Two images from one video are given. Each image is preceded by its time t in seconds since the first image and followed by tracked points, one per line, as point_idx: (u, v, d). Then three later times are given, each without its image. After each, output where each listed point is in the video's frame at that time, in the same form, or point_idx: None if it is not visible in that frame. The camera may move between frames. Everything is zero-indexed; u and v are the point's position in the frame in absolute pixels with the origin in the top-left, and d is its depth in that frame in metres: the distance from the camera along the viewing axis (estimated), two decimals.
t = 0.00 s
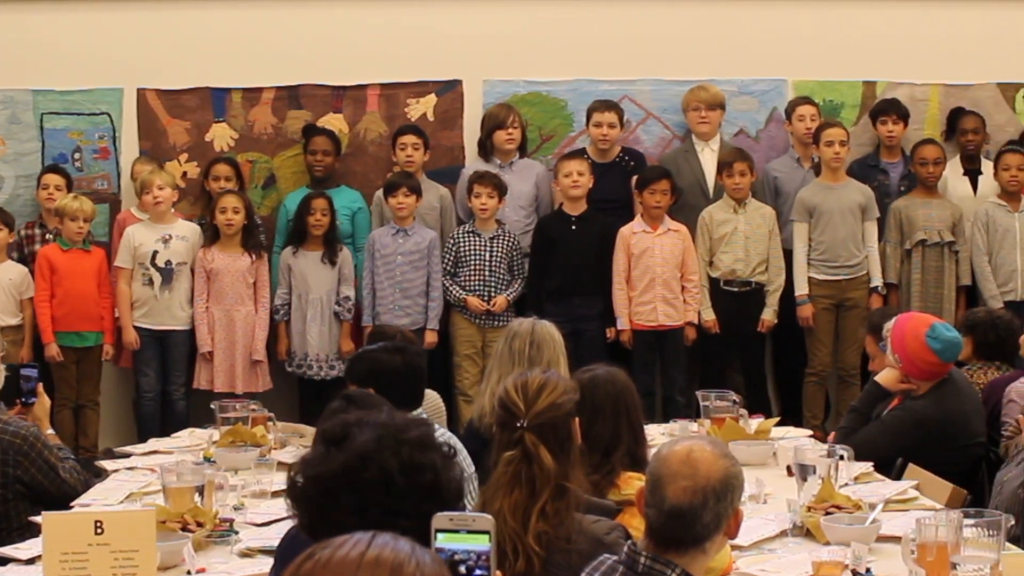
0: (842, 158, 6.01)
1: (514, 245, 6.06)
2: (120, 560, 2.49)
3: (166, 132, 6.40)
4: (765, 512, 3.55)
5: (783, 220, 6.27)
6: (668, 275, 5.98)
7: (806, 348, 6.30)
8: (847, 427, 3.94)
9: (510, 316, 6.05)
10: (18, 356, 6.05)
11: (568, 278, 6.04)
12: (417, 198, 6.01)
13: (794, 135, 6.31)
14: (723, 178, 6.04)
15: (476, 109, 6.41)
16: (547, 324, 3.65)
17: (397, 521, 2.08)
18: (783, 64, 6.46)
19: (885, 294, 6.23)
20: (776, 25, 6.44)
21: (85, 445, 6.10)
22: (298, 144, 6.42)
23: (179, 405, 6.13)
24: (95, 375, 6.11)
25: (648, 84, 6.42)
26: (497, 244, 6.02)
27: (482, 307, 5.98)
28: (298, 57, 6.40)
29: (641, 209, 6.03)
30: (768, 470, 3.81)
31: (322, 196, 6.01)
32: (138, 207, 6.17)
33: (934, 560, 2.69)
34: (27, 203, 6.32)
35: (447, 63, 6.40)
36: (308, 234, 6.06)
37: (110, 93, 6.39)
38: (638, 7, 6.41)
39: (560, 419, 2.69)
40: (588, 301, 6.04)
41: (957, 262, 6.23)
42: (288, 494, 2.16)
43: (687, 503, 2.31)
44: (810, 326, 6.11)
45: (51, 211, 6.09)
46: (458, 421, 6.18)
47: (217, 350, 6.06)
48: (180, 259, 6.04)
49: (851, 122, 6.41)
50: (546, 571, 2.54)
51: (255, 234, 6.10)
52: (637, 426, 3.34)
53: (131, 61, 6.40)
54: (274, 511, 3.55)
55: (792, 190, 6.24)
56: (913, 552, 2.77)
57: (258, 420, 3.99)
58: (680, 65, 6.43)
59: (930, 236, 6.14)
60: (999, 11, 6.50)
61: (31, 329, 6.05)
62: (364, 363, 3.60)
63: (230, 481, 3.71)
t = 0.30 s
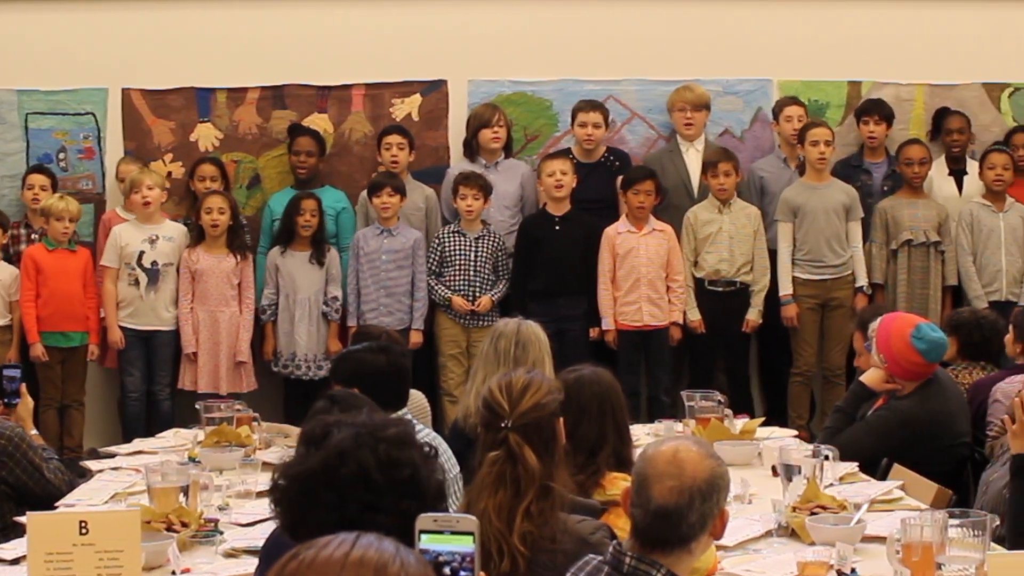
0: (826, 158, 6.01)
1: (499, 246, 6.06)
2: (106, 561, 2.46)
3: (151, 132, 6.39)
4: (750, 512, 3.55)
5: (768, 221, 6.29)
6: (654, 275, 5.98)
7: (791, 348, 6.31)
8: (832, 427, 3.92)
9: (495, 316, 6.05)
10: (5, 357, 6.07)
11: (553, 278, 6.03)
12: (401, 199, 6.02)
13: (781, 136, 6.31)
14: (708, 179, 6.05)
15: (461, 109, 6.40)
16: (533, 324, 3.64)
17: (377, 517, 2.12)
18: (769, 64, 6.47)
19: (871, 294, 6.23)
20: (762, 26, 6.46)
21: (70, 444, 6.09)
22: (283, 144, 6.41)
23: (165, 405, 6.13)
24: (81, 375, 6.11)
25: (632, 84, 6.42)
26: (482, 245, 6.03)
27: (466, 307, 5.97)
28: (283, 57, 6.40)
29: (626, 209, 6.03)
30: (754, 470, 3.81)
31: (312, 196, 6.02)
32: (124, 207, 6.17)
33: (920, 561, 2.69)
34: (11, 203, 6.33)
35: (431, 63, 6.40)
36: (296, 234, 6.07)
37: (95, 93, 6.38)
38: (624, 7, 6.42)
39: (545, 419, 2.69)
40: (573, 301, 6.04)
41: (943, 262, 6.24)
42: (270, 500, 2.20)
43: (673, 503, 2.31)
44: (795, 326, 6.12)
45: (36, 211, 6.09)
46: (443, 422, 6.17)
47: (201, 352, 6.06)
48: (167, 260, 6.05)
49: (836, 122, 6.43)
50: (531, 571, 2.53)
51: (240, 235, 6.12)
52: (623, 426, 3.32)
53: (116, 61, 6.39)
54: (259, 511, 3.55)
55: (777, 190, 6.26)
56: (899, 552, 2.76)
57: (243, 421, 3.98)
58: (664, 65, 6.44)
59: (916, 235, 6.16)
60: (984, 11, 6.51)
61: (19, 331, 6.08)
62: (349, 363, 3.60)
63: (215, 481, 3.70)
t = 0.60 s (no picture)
0: (811, 158, 5.99)
1: (483, 245, 6.06)
2: (90, 561, 2.44)
3: (136, 131, 6.37)
4: (736, 512, 3.56)
5: (752, 221, 6.30)
6: (638, 275, 5.99)
7: (776, 348, 6.32)
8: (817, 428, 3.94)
9: (480, 318, 6.05)
10: None
11: (536, 279, 6.04)
12: (385, 199, 6.02)
13: (769, 135, 6.33)
14: (693, 180, 6.07)
15: (446, 109, 6.40)
16: (518, 324, 3.64)
17: (365, 516, 2.13)
18: (754, 64, 6.48)
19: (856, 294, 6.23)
20: (746, 27, 6.47)
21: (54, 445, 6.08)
22: (267, 144, 6.41)
23: (150, 406, 6.13)
24: (65, 375, 6.10)
25: (617, 84, 6.43)
26: (466, 244, 6.02)
27: (451, 310, 5.97)
28: (268, 57, 6.40)
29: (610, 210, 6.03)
30: (738, 470, 3.82)
31: (296, 196, 6.00)
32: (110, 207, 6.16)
33: (904, 561, 2.69)
34: None
35: (414, 63, 6.40)
36: (281, 234, 6.05)
37: (80, 93, 6.37)
38: (609, 7, 6.42)
39: (528, 419, 2.69)
40: (555, 302, 6.06)
41: (929, 262, 6.25)
42: (258, 498, 2.21)
43: (657, 503, 2.30)
44: (781, 327, 6.13)
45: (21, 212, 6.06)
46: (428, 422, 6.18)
47: (187, 351, 6.06)
48: (151, 261, 6.05)
49: (822, 122, 6.43)
50: (516, 570, 2.53)
51: (225, 235, 6.11)
52: (608, 426, 3.31)
53: (101, 61, 6.38)
54: (244, 511, 3.54)
55: (763, 190, 6.27)
56: (884, 552, 2.76)
57: (227, 421, 3.97)
58: (649, 65, 6.45)
59: (901, 236, 6.16)
60: (968, 11, 6.53)
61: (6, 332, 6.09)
62: (335, 364, 3.58)
63: (200, 481, 3.70)
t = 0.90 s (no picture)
0: (794, 158, 6.02)
1: (468, 245, 6.07)
2: (76, 561, 2.44)
3: (120, 131, 6.37)
4: (720, 512, 3.54)
5: (737, 220, 6.31)
6: (622, 275, 6.00)
7: (760, 349, 6.34)
8: (802, 428, 3.94)
9: (465, 318, 6.07)
10: None
11: (520, 279, 6.05)
12: (370, 198, 6.02)
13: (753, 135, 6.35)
14: (679, 180, 6.08)
15: (431, 109, 6.41)
16: (503, 324, 3.63)
17: (348, 516, 2.14)
18: (739, 64, 6.49)
19: (840, 293, 6.26)
20: (732, 27, 6.47)
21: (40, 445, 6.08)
22: (252, 144, 6.41)
23: (135, 406, 6.13)
24: (51, 376, 6.10)
25: (602, 84, 6.43)
26: (451, 243, 6.02)
27: (437, 311, 5.99)
28: (253, 57, 6.39)
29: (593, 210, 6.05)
30: (724, 470, 3.81)
31: (276, 196, 6.00)
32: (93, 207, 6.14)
33: (889, 561, 2.68)
34: None
35: (398, 63, 6.40)
36: (263, 234, 6.04)
37: (64, 93, 6.35)
38: (595, 7, 6.43)
39: (513, 419, 2.68)
40: (538, 302, 6.06)
41: (915, 261, 6.26)
42: (239, 500, 2.21)
43: (641, 503, 2.30)
44: (767, 327, 6.16)
45: (7, 212, 6.04)
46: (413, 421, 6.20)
47: (174, 350, 6.07)
48: (137, 260, 6.04)
49: (806, 123, 6.44)
50: (501, 571, 2.52)
51: (209, 235, 6.13)
52: (593, 426, 3.30)
53: (86, 61, 6.36)
54: (229, 512, 3.54)
55: (748, 190, 6.28)
56: (869, 552, 2.76)
57: (213, 421, 3.97)
58: (634, 65, 6.45)
59: (887, 234, 6.17)
60: (953, 11, 6.55)
61: None
62: (319, 364, 3.56)
63: (185, 482, 3.69)
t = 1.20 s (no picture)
0: (779, 159, 6.04)
1: (453, 245, 6.09)
2: (60, 561, 2.43)
3: (105, 131, 6.36)
4: (706, 513, 3.54)
5: (722, 220, 6.32)
6: (605, 275, 6.02)
7: (744, 349, 6.36)
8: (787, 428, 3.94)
9: (449, 319, 6.08)
10: None
11: (506, 279, 6.05)
12: (355, 199, 6.03)
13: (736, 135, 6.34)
14: (666, 179, 6.09)
15: (416, 109, 6.40)
16: (487, 324, 3.63)
17: (332, 520, 2.13)
18: (724, 64, 6.49)
19: (826, 294, 6.27)
20: (716, 27, 6.48)
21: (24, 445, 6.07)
22: (238, 144, 6.41)
23: (119, 406, 6.13)
24: (36, 376, 6.10)
25: (587, 84, 6.43)
26: (435, 244, 6.04)
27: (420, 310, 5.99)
28: (238, 56, 6.39)
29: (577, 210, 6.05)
30: (709, 471, 3.81)
31: (260, 197, 6.00)
32: (77, 207, 6.14)
33: (874, 561, 2.68)
34: None
35: (384, 63, 6.40)
36: (245, 235, 6.06)
37: (49, 93, 6.33)
38: (580, 7, 6.43)
39: (498, 418, 2.68)
40: (524, 302, 6.07)
41: (900, 261, 6.27)
42: (222, 501, 2.21)
43: (627, 503, 2.29)
44: (750, 326, 6.17)
45: None
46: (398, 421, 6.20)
47: (157, 352, 6.06)
48: (121, 259, 6.03)
49: (791, 122, 6.45)
50: (485, 571, 2.53)
51: (195, 235, 6.10)
52: (579, 426, 3.29)
53: (70, 61, 6.34)
54: (214, 512, 3.53)
55: (732, 190, 6.30)
56: (854, 552, 2.75)
57: (197, 421, 3.98)
58: (619, 65, 6.45)
59: (871, 233, 6.18)
60: (937, 11, 6.56)
61: None
62: (303, 364, 3.55)
63: (170, 482, 3.68)
